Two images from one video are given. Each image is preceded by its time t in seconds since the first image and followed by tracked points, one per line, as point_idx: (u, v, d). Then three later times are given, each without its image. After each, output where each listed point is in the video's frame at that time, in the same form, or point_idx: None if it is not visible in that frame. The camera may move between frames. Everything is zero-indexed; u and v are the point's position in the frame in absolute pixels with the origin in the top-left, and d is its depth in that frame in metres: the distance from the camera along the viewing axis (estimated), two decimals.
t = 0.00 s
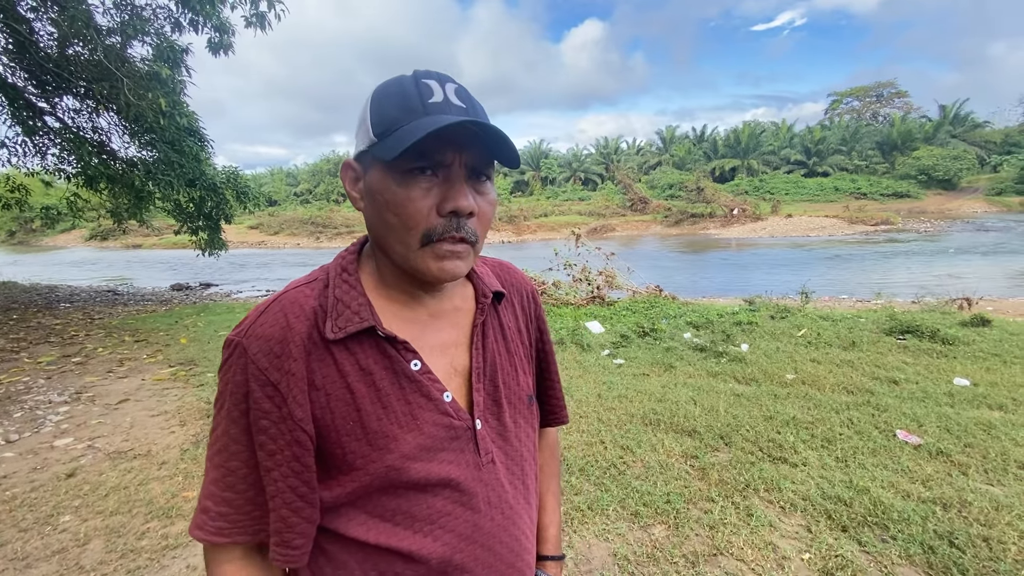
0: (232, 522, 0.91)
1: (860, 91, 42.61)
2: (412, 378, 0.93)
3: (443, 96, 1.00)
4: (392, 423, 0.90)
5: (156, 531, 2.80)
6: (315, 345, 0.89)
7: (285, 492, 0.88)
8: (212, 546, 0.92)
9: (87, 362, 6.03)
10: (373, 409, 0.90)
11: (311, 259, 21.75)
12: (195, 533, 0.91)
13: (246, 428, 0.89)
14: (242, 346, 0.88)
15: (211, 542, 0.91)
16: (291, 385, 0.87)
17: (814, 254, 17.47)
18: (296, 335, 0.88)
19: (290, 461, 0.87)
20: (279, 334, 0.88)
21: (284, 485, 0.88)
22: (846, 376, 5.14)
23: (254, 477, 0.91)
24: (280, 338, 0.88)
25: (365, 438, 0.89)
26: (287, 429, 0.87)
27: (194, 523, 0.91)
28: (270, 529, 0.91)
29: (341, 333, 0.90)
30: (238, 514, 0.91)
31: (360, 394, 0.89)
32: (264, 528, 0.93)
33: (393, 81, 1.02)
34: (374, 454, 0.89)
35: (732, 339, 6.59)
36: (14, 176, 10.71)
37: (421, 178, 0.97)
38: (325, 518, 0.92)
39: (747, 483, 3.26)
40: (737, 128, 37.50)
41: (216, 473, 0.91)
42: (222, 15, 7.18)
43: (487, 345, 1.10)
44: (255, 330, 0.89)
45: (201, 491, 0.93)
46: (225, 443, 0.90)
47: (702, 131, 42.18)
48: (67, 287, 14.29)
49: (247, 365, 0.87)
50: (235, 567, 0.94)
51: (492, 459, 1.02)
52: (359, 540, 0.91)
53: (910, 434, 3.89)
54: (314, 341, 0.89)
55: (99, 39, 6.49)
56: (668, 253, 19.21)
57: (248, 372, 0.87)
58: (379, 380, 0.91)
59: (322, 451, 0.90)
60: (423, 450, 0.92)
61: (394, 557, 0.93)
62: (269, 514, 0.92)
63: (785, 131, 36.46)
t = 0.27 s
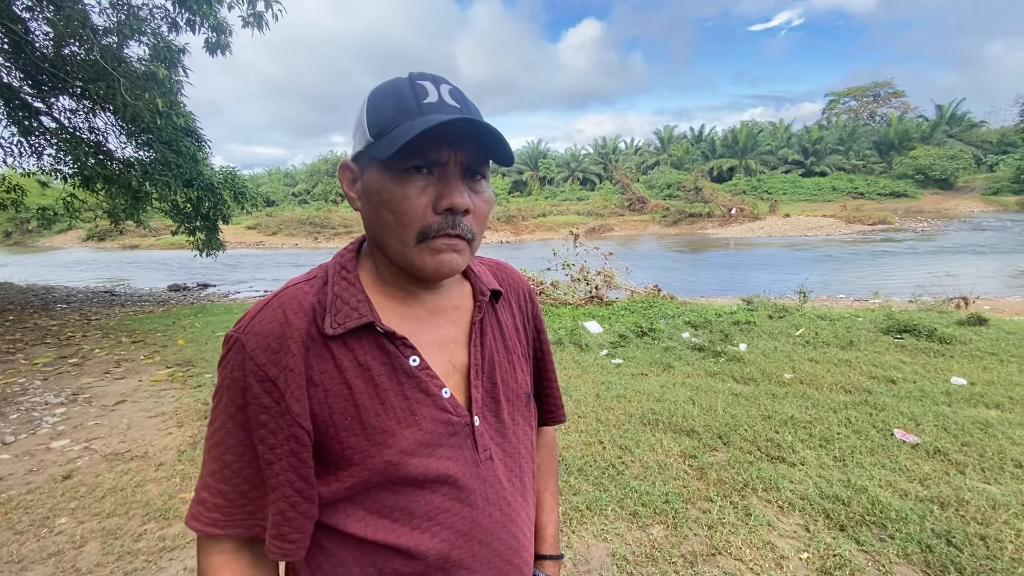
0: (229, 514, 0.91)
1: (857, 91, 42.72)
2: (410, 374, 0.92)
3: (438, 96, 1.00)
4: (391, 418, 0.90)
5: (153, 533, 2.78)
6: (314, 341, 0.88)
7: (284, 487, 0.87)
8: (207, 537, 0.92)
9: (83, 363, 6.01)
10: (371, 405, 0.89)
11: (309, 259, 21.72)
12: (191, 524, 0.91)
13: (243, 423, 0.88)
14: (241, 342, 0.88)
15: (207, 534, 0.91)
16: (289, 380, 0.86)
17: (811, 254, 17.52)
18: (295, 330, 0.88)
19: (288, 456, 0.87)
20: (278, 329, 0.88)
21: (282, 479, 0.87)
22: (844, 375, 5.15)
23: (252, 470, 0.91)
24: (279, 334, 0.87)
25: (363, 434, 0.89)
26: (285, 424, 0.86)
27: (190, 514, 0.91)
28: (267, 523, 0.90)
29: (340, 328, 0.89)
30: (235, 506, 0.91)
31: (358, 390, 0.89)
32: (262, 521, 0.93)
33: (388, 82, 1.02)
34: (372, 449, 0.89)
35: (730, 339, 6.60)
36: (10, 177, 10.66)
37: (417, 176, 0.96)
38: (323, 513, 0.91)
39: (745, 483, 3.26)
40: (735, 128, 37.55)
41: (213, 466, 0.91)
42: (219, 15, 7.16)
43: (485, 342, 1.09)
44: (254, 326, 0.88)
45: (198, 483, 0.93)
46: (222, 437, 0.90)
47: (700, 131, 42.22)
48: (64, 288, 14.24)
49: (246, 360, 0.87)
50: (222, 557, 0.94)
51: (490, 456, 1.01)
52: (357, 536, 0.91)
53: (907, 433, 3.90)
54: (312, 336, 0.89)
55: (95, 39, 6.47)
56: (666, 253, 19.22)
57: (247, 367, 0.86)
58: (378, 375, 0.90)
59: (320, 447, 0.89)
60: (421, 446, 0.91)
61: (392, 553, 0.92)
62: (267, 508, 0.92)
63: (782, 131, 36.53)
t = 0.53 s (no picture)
0: (227, 511, 0.91)
1: (855, 91, 42.80)
2: (408, 374, 0.92)
3: (436, 93, 0.99)
4: (388, 418, 0.90)
5: (151, 533, 2.78)
6: (312, 340, 0.88)
7: (281, 486, 0.87)
8: (206, 532, 0.92)
9: (81, 363, 6.00)
10: (369, 404, 0.89)
11: (308, 259, 21.69)
12: (191, 518, 0.91)
13: (241, 421, 0.88)
14: (239, 340, 0.88)
15: (206, 529, 0.91)
16: (286, 380, 0.86)
17: (810, 253, 17.54)
18: (293, 330, 0.88)
19: (285, 455, 0.87)
20: (276, 329, 0.88)
21: (280, 478, 0.87)
22: (842, 375, 5.16)
23: (250, 468, 0.90)
24: (276, 333, 0.87)
25: (360, 433, 0.89)
26: (283, 423, 0.86)
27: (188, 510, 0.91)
28: (265, 522, 0.90)
29: (338, 328, 0.89)
30: (233, 504, 0.91)
31: (356, 389, 0.89)
32: (260, 519, 0.93)
33: (386, 81, 1.02)
34: (370, 449, 0.89)
35: (728, 338, 6.61)
36: (8, 176, 10.64)
37: (416, 174, 0.96)
38: (321, 512, 0.91)
39: (744, 483, 3.27)
40: (734, 127, 37.58)
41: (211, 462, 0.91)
42: (217, 14, 7.15)
43: (484, 342, 1.09)
44: (252, 325, 0.88)
45: (197, 479, 0.93)
46: (220, 435, 0.90)
47: (698, 131, 42.24)
48: (62, 288, 14.22)
49: (243, 359, 0.87)
50: (217, 555, 0.93)
51: (489, 457, 1.01)
52: (355, 536, 0.91)
53: (905, 433, 3.90)
54: (310, 335, 0.89)
55: (93, 39, 6.46)
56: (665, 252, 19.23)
57: (244, 366, 0.86)
58: (376, 375, 0.90)
59: (318, 446, 0.90)
60: (419, 446, 0.91)
61: (389, 553, 0.92)
62: (265, 507, 0.92)
63: (781, 131, 36.56)
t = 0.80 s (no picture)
0: (226, 516, 0.91)
1: (854, 91, 42.84)
2: (408, 377, 0.92)
3: (433, 92, 0.99)
4: (388, 422, 0.90)
5: (149, 533, 2.78)
6: (311, 343, 0.88)
7: (281, 490, 0.87)
8: (206, 537, 0.92)
9: (79, 363, 5.99)
10: (368, 408, 0.89)
11: (306, 259, 21.67)
12: (192, 522, 0.91)
13: (241, 425, 0.88)
14: (237, 344, 0.87)
15: (207, 533, 0.91)
16: (285, 384, 0.86)
17: (809, 253, 17.55)
18: (291, 333, 0.87)
19: (285, 459, 0.87)
20: (274, 332, 0.87)
21: (280, 482, 0.87)
22: (841, 375, 5.16)
23: (250, 472, 0.91)
24: (275, 337, 0.87)
25: (360, 437, 0.89)
26: (282, 427, 0.86)
27: (189, 514, 0.91)
28: (265, 526, 0.91)
29: (337, 331, 0.89)
30: (234, 508, 0.91)
31: (356, 392, 0.89)
32: (260, 523, 0.93)
33: (383, 80, 1.02)
34: (369, 453, 0.89)
35: (727, 338, 6.61)
36: (6, 176, 10.62)
37: (413, 174, 0.96)
38: (320, 516, 0.91)
39: (742, 482, 3.27)
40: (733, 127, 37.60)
41: (210, 466, 0.91)
42: (216, 14, 7.14)
43: (485, 344, 1.09)
44: (251, 328, 0.88)
45: (197, 483, 0.93)
46: (220, 437, 0.90)
47: (697, 131, 42.24)
48: (60, 288, 14.22)
49: (242, 363, 0.87)
50: (217, 560, 0.93)
51: (490, 460, 1.01)
52: (356, 539, 0.91)
53: (904, 433, 3.90)
54: (309, 339, 0.88)
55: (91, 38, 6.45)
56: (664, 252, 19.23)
57: (243, 370, 0.86)
58: (376, 378, 0.90)
59: (318, 450, 0.89)
60: (419, 449, 0.91)
61: (389, 558, 0.93)
62: (265, 511, 0.92)
63: (780, 131, 36.59)
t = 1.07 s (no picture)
0: (222, 520, 0.91)
1: (853, 91, 42.88)
2: (406, 382, 0.92)
3: (432, 93, 0.99)
4: (386, 427, 0.89)
5: (147, 534, 2.78)
6: (307, 348, 0.88)
7: (278, 496, 0.87)
8: (202, 542, 0.92)
9: (77, 363, 5.98)
10: (366, 413, 0.89)
11: (305, 259, 21.65)
12: (188, 527, 0.91)
13: (237, 430, 0.88)
14: (232, 348, 0.87)
15: (203, 537, 0.91)
16: (281, 389, 0.86)
17: (808, 253, 17.57)
18: (287, 337, 0.87)
19: (281, 465, 0.87)
20: (270, 336, 0.87)
21: (276, 488, 0.87)
22: (839, 374, 5.17)
23: (246, 477, 0.91)
24: (270, 341, 0.87)
25: (357, 443, 0.89)
26: (278, 433, 0.86)
27: (186, 518, 0.91)
28: (261, 531, 0.91)
29: (334, 335, 0.89)
30: (231, 512, 0.91)
31: (353, 397, 0.89)
32: (257, 528, 0.93)
33: (383, 79, 1.02)
34: (367, 459, 0.89)
35: (726, 338, 6.61)
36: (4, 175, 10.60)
37: (409, 178, 0.96)
38: (317, 522, 0.91)
39: (741, 482, 3.27)
40: (732, 127, 37.61)
41: (206, 470, 0.91)
42: (214, 13, 7.13)
43: (483, 348, 1.09)
44: (247, 332, 0.88)
45: (193, 486, 0.93)
46: (216, 441, 0.90)
47: (696, 130, 42.26)
48: (58, 287, 14.20)
49: (238, 367, 0.86)
50: (214, 564, 0.94)
51: (489, 465, 1.01)
52: (353, 545, 0.91)
53: (902, 432, 3.91)
54: (305, 343, 0.88)
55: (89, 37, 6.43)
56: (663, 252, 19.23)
57: (238, 375, 0.86)
58: (373, 383, 0.90)
59: (314, 456, 0.89)
60: (417, 455, 0.91)
61: (387, 564, 0.93)
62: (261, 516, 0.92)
63: (779, 130, 36.61)
